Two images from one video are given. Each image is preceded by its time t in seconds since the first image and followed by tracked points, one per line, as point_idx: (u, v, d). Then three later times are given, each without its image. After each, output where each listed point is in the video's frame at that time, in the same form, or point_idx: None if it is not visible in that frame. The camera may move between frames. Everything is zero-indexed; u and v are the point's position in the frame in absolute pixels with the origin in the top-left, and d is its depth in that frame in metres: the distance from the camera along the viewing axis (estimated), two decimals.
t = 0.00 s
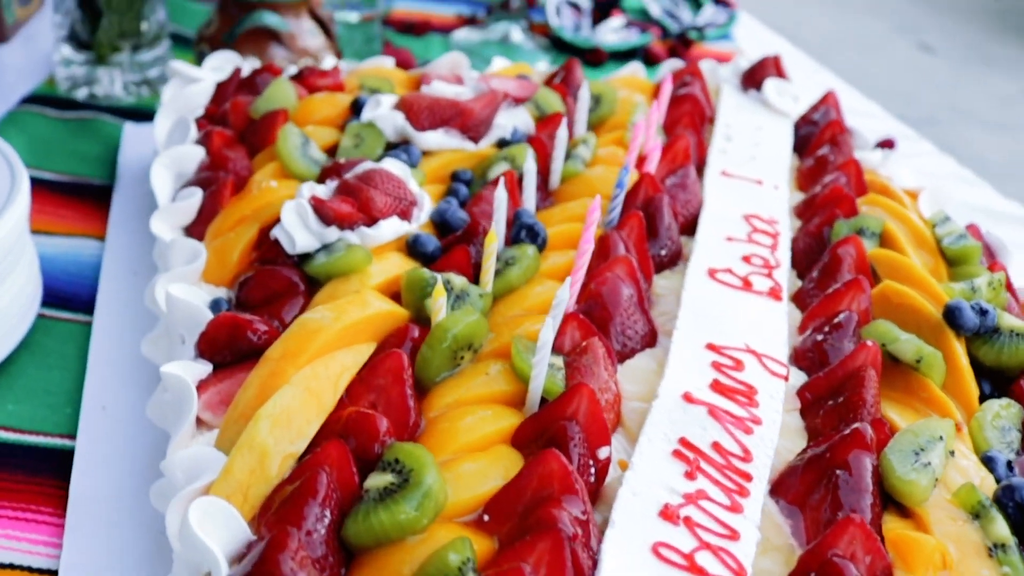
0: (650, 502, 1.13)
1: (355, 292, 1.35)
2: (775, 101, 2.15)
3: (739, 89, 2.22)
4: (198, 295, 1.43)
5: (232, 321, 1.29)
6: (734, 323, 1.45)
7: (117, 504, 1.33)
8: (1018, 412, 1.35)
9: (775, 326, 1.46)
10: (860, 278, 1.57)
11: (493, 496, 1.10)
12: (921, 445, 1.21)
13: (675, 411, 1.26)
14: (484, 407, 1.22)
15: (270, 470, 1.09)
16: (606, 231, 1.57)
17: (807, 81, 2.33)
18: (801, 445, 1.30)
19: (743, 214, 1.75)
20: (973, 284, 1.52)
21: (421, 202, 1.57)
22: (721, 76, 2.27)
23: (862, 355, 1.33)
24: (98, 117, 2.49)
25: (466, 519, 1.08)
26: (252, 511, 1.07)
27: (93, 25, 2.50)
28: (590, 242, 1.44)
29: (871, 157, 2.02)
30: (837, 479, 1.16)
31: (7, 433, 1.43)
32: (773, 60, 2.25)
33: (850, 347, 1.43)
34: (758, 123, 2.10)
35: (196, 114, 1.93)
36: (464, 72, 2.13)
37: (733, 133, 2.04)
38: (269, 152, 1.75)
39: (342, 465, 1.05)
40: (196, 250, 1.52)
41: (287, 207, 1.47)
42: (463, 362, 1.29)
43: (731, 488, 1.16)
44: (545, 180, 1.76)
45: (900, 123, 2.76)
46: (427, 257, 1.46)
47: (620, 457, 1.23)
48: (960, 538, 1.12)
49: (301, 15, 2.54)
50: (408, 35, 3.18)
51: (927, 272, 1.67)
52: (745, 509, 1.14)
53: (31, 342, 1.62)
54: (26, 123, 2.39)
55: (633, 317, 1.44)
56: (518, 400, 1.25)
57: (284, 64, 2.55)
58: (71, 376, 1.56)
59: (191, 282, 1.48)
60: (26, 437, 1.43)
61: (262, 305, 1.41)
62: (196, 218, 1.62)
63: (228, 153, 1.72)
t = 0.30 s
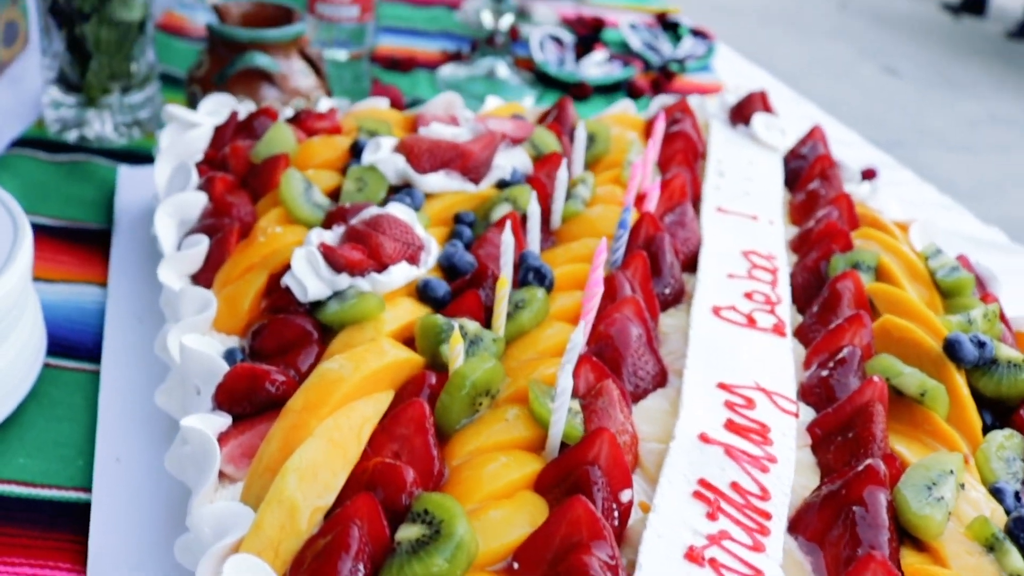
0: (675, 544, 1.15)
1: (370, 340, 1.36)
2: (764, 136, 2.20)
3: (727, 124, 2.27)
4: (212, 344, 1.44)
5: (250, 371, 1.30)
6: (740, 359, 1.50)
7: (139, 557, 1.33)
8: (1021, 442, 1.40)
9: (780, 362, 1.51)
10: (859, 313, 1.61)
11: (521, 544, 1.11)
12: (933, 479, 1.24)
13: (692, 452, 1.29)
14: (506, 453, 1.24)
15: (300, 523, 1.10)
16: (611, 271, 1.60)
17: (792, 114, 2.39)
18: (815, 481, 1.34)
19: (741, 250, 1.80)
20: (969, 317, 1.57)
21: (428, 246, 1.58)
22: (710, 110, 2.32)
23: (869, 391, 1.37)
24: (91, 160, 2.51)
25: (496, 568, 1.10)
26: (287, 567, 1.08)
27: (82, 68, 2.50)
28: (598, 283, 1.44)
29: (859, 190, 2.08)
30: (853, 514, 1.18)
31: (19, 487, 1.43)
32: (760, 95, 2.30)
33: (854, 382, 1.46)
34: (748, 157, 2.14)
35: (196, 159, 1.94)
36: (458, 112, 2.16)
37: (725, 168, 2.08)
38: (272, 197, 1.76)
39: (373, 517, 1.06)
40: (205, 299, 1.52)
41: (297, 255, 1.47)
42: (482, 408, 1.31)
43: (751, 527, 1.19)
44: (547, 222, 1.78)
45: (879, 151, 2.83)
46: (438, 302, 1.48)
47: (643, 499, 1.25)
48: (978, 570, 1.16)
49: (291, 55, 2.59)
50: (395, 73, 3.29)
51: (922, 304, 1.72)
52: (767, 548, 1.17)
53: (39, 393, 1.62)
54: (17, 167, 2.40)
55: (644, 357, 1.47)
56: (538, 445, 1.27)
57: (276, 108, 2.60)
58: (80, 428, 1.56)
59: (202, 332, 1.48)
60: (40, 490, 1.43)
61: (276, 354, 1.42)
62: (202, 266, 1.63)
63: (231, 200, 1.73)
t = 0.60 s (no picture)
0: None
1: (387, 392, 1.38)
2: (759, 177, 2.25)
3: (721, 165, 2.32)
4: (229, 398, 1.45)
5: (271, 427, 1.31)
6: (747, 403, 1.53)
7: None
8: None
9: (787, 404, 1.54)
10: (861, 354, 1.65)
11: None
12: (944, 521, 1.28)
13: (709, 498, 1.32)
14: (528, 503, 1.26)
15: None
16: (619, 317, 1.64)
17: (782, 154, 2.45)
18: (827, 523, 1.37)
19: (744, 292, 1.85)
20: (969, 357, 1.63)
21: (439, 295, 1.60)
22: (704, 152, 2.37)
23: (878, 434, 1.40)
24: (90, 205, 2.52)
25: None
26: None
27: (80, 113, 2.50)
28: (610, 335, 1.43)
29: (853, 230, 2.13)
30: (868, 558, 1.21)
31: (36, 542, 1.43)
32: (753, 136, 2.35)
33: (860, 425, 1.49)
34: (744, 198, 2.19)
35: (203, 209, 1.95)
36: (459, 157, 2.19)
37: (722, 210, 2.12)
38: (281, 247, 1.77)
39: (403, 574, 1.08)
40: (220, 351, 1.53)
41: (312, 308, 1.49)
42: (501, 459, 1.33)
43: (770, 572, 1.22)
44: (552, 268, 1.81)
45: (864, 185, 2.89)
46: (451, 352, 1.50)
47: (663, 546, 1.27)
48: None
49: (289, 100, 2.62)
50: (386, 112, 3.32)
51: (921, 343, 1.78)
52: None
53: (50, 445, 1.62)
54: (16, 214, 2.39)
55: (655, 403, 1.49)
56: (557, 494, 1.29)
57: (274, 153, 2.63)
58: (93, 479, 1.57)
59: (218, 385, 1.49)
60: (56, 544, 1.43)
61: (293, 407, 1.43)
62: (214, 317, 1.64)
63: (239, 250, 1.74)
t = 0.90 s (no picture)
0: None
1: (408, 447, 1.40)
2: (758, 221, 2.30)
3: (721, 209, 2.37)
4: (249, 452, 1.46)
5: (295, 482, 1.32)
6: (759, 450, 1.56)
7: None
8: None
9: (797, 451, 1.58)
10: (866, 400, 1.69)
11: None
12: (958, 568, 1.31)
13: (726, 547, 1.35)
14: (551, 556, 1.28)
15: None
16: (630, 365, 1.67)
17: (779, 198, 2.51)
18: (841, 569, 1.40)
19: (749, 337, 1.88)
20: (973, 401, 1.68)
21: (454, 345, 1.62)
22: (703, 196, 2.42)
23: (888, 481, 1.43)
24: (94, 250, 2.52)
25: None
26: None
27: (84, 159, 2.51)
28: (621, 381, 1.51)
29: (851, 273, 2.19)
30: None
31: None
32: (752, 181, 2.40)
33: (869, 470, 1.52)
34: (745, 242, 2.23)
35: (215, 261, 1.96)
36: (464, 204, 2.23)
37: (724, 254, 2.16)
38: (294, 298, 1.80)
39: None
40: (236, 404, 1.54)
41: (331, 361, 1.51)
42: (523, 511, 1.35)
43: None
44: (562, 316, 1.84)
45: (855, 224, 2.95)
46: (468, 403, 1.52)
47: None
48: None
49: (292, 146, 2.66)
50: (384, 154, 3.36)
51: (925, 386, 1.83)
52: None
53: (65, 496, 1.62)
54: (21, 259, 2.40)
55: (669, 453, 1.52)
56: (579, 545, 1.31)
57: (277, 199, 2.66)
58: (108, 530, 1.58)
59: (236, 439, 1.50)
60: None
61: (314, 461, 1.44)
62: (230, 370, 1.65)
63: (253, 302, 1.76)
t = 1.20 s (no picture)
0: None
1: (431, 499, 1.42)
2: (761, 263, 2.34)
3: (724, 252, 2.41)
4: (272, 505, 1.47)
5: (322, 536, 1.33)
6: (774, 497, 1.58)
7: None
8: None
9: (811, 497, 1.60)
10: (876, 446, 1.72)
11: None
12: None
13: None
14: None
15: None
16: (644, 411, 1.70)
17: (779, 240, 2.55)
18: None
19: (758, 382, 1.91)
20: (980, 446, 1.72)
21: (472, 396, 1.65)
22: (706, 238, 2.47)
23: (903, 527, 1.45)
24: (101, 295, 2.48)
25: None
26: None
27: (93, 204, 2.48)
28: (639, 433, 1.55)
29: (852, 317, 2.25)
30: None
31: None
32: (754, 224, 2.44)
33: (882, 516, 1.55)
34: (749, 286, 2.27)
35: (230, 309, 1.98)
36: (473, 249, 2.26)
37: (728, 298, 2.20)
38: (310, 346, 1.82)
39: None
40: (257, 454, 1.55)
41: (353, 413, 1.52)
42: (548, 562, 1.37)
43: None
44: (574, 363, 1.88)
45: (851, 263, 3.00)
46: (488, 454, 1.54)
47: None
48: None
49: (299, 191, 2.68)
50: (384, 195, 3.39)
51: (932, 430, 1.87)
52: None
53: (82, 547, 1.62)
54: (29, 305, 2.36)
55: (686, 501, 1.54)
56: None
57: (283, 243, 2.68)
58: None
59: (259, 491, 1.51)
60: None
61: (338, 513, 1.45)
62: (251, 420, 1.66)
63: (270, 351, 1.77)
